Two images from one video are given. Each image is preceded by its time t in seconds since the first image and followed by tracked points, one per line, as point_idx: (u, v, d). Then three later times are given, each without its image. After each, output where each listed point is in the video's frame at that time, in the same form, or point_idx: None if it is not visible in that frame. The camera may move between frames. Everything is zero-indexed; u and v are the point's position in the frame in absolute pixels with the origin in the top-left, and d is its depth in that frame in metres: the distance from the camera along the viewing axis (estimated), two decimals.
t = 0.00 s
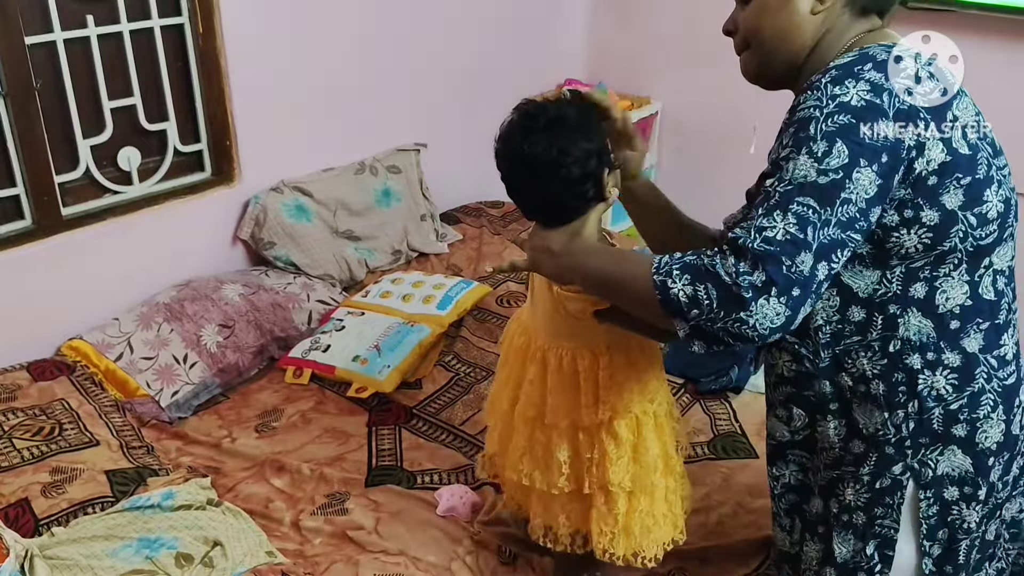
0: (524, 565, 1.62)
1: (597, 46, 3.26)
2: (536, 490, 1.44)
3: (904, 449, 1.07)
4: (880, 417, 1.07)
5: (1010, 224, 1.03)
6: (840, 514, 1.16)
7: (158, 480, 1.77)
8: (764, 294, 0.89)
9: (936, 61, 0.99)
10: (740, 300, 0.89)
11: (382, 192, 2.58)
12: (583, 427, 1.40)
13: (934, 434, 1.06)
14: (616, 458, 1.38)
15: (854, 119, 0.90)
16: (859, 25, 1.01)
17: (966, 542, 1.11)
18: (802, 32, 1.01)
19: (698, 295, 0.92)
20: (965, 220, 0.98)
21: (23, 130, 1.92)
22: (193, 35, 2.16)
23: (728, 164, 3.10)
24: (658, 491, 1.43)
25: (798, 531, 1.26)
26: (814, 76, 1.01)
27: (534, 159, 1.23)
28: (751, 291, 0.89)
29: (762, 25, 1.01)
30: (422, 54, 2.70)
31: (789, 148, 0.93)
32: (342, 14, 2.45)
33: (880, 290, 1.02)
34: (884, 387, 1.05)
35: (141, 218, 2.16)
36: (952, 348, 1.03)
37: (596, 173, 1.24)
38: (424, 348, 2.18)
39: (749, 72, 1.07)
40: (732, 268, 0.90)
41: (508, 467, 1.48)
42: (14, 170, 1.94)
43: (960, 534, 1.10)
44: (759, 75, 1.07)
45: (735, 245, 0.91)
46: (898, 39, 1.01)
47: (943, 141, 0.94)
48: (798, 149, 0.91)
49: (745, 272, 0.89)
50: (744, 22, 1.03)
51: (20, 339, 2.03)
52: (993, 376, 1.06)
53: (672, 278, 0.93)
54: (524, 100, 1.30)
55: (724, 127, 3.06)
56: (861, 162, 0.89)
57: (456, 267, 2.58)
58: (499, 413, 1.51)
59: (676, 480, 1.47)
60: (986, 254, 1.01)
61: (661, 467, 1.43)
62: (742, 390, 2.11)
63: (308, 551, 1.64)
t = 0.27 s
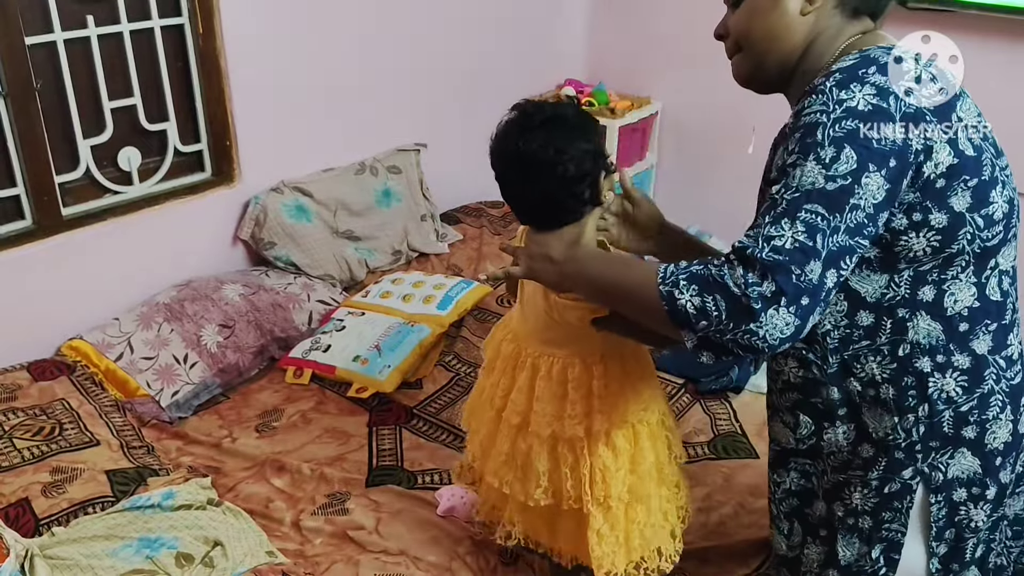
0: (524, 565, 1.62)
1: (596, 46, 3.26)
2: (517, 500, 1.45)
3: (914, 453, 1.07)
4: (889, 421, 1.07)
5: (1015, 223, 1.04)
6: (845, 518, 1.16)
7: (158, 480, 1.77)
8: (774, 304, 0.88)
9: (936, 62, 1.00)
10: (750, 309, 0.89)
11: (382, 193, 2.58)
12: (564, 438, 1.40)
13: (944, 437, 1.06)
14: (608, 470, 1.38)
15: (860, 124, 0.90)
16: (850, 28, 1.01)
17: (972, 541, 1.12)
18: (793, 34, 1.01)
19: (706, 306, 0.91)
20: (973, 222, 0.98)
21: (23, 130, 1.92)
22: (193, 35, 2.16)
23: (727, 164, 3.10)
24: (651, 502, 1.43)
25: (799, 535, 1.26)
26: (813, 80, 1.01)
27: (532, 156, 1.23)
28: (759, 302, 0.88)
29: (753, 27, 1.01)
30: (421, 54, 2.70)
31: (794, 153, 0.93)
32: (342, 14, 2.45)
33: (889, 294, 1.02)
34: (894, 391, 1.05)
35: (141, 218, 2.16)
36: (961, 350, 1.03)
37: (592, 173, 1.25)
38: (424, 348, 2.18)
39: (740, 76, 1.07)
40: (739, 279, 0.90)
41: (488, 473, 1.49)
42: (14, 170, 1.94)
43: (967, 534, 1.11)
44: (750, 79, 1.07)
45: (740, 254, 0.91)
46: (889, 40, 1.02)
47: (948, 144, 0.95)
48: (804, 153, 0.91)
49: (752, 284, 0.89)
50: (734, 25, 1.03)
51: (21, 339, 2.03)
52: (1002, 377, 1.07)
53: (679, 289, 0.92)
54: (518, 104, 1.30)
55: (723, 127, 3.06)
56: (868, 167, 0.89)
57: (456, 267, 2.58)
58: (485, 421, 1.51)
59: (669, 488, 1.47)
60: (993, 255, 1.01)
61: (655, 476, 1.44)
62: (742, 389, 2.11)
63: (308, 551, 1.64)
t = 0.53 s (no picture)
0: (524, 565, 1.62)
1: (596, 46, 3.26)
2: (514, 502, 1.45)
3: (910, 454, 1.07)
4: (886, 421, 1.06)
5: (1016, 223, 1.03)
6: (840, 516, 1.16)
7: (158, 480, 1.77)
8: (772, 302, 0.88)
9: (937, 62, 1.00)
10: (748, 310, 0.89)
11: (382, 193, 2.58)
12: (567, 437, 1.39)
13: (941, 438, 1.06)
14: (615, 467, 1.39)
15: (858, 123, 0.90)
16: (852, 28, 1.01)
17: (968, 543, 1.12)
18: (794, 35, 1.00)
19: (703, 305, 0.91)
20: (972, 221, 0.98)
21: (23, 130, 1.92)
22: (193, 35, 2.16)
23: (727, 164, 3.10)
24: (660, 497, 1.45)
25: (797, 531, 1.27)
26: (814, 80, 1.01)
27: (531, 161, 1.22)
28: (757, 301, 0.88)
29: (754, 27, 1.01)
30: (422, 54, 2.70)
31: (792, 153, 0.93)
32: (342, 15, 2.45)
33: (888, 294, 1.01)
34: (892, 391, 1.05)
35: (140, 218, 2.16)
36: (960, 350, 1.03)
37: (592, 172, 1.25)
38: (424, 348, 2.17)
39: (742, 76, 1.07)
40: (740, 277, 0.89)
41: (489, 477, 1.48)
42: (14, 170, 1.94)
43: (965, 536, 1.11)
44: (752, 79, 1.07)
45: (740, 251, 0.90)
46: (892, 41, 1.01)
47: (947, 144, 0.94)
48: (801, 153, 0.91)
49: (752, 282, 0.88)
50: (736, 26, 1.04)
51: (21, 340, 2.03)
52: (1000, 377, 1.07)
53: (676, 287, 0.92)
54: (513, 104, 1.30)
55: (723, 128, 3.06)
56: (866, 165, 0.89)
57: (456, 267, 2.58)
58: (482, 423, 1.50)
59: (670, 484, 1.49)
60: (993, 255, 1.01)
61: (660, 472, 1.45)
62: (742, 389, 2.11)
63: (308, 551, 1.64)
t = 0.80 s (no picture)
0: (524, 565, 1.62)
1: (596, 46, 3.26)
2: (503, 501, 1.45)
3: (924, 455, 1.07)
4: (900, 422, 1.07)
5: (1019, 223, 1.03)
6: (851, 520, 1.17)
7: (158, 480, 1.77)
8: (775, 309, 0.88)
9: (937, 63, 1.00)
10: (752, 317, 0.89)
11: (382, 193, 2.58)
12: (560, 441, 1.40)
13: (954, 437, 1.06)
14: (610, 472, 1.39)
15: (860, 127, 0.90)
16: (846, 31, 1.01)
17: (983, 541, 1.13)
18: (788, 37, 1.01)
19: (706, 311, 0.92)
20: (978, 222, 0.98)
21: (23, 130, 1.92)
22: (193, 35, 2.16)
23: (727, 164, 3.10)
24: (649, 499, 1.46)
25: (805, 535, 1.28)
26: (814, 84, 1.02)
27: (544, 161, 1.23)
28: (760, 307, 0.88)
29: (747, 30, 1.02)
30: (422, 53, 2.70)
31: (794, 157, 0.93)
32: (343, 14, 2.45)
33: (896, 295, 1.02)
34: (904, 393, 1.05)
35: (141, 218, 2.16)
36: (970, 350, 1.03)
37: (603, 178, 1.26)
38: (424, 348, 2.18)
39: (737, 80, 1.08)
40: (742, 284, 0.90)
41: (478, 476, 1.49)
42: (14, 170, 1.94)
43: (979, 534, 1.12)
44: (747, 83, 1.07)
45: (743, 257, 0.91)
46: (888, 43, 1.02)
47: (951, 145, 0.94)
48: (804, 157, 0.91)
49: (755, 290, 0.88)
50: (730, 30, 1.04)
51: (20, 339, 2.03)
52: (1010, 376, 1.07)
53: (678, 294, 0.93)
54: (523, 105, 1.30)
55: (723, 129, 3.07)
56: (868, 169, 0.89)
57: (456, 267, 2.58)
58: (475, 423, 1.51)
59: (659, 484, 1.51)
60: (999, 255, 1.01)
61: (652, 475, 1.47)
62: (742, 389, 2.11)
63: (309, 551, 1.64)
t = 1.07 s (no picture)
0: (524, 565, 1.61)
1: (596, 46, 3.26)
2: (508, 501, 1.43)
3: (918, 452, 1.07)
4: (894, 420, 1.07)
5: (1013, 219, 1.03)
6: (848, 517, 1.17)
7: (158, 480, 1.77)
8: (777, 308, 0.88)
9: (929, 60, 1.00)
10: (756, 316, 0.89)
11: (382, 193, 2.58)
12: (564, 439, 1.40)
13: (949, 436, 1.06)
14: (607, 470, 1.38)
15: (851, 125, 0.90)
16: (841, 34, 1.01)
17: (978, 540, 1.12)
18: (781, 43, 1.01)
19: (708, 310, 0.91)
20: (969, 219, 0.98)
21: (23, 130, 1.92)
22: (193, 35, 2.16)
23: (727, 164, 3.10)
24: (648, 501, 1.45)
25: (805, 532, 1.27)
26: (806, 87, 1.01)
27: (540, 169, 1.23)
28: (762, 306, 0.88)
29: (740, 38, 1.02)
30: (422, 53, 2.70)
31: (787, 157, 0.93)
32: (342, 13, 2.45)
33: (889, 293, 1.02)
34: (897, 390, 1.05)
35: (141, 218, 2.16)
36: (965, 347, 1.03)
37: (602, 183, 1.25)
38: (424, 347, 2.18)
39: (733, 87, 1.07)
40: (743, 282, 0.89)
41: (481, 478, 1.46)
42: (14, 170, 1.94)
43: (974, 533, 1.11)
44: (744, 90, 1.07)
45: (744, 255, 0.91)
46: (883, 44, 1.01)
47: (942, 142, 0.94)
48: (797, 156, 0.91)
49: (757, 287, 0.88)
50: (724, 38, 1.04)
51: (20, 340, 2.03)
52: (1006, 373, 1.06)
53: (680, 293, 0.93)
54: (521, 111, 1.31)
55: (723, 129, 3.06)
56: (860, 167, 0.89)
57: (456, 267, 2.58)
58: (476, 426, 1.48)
59: (660, 486, 1.50)
60: (992, 252, 1.01)
61: (651, 475, 1.46)
62: (742, 389, 2.11)
63: (309, 551, 1.64)
